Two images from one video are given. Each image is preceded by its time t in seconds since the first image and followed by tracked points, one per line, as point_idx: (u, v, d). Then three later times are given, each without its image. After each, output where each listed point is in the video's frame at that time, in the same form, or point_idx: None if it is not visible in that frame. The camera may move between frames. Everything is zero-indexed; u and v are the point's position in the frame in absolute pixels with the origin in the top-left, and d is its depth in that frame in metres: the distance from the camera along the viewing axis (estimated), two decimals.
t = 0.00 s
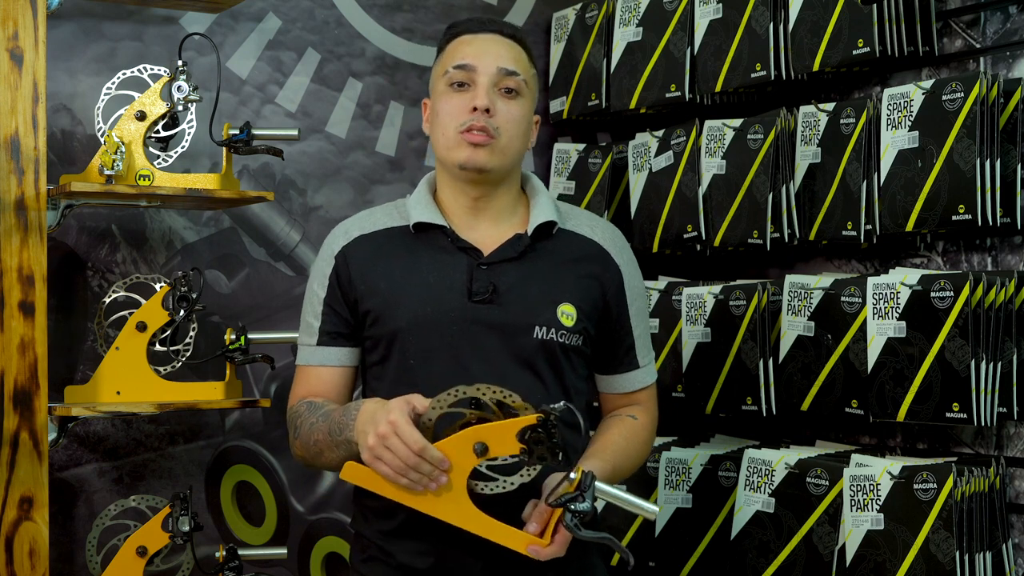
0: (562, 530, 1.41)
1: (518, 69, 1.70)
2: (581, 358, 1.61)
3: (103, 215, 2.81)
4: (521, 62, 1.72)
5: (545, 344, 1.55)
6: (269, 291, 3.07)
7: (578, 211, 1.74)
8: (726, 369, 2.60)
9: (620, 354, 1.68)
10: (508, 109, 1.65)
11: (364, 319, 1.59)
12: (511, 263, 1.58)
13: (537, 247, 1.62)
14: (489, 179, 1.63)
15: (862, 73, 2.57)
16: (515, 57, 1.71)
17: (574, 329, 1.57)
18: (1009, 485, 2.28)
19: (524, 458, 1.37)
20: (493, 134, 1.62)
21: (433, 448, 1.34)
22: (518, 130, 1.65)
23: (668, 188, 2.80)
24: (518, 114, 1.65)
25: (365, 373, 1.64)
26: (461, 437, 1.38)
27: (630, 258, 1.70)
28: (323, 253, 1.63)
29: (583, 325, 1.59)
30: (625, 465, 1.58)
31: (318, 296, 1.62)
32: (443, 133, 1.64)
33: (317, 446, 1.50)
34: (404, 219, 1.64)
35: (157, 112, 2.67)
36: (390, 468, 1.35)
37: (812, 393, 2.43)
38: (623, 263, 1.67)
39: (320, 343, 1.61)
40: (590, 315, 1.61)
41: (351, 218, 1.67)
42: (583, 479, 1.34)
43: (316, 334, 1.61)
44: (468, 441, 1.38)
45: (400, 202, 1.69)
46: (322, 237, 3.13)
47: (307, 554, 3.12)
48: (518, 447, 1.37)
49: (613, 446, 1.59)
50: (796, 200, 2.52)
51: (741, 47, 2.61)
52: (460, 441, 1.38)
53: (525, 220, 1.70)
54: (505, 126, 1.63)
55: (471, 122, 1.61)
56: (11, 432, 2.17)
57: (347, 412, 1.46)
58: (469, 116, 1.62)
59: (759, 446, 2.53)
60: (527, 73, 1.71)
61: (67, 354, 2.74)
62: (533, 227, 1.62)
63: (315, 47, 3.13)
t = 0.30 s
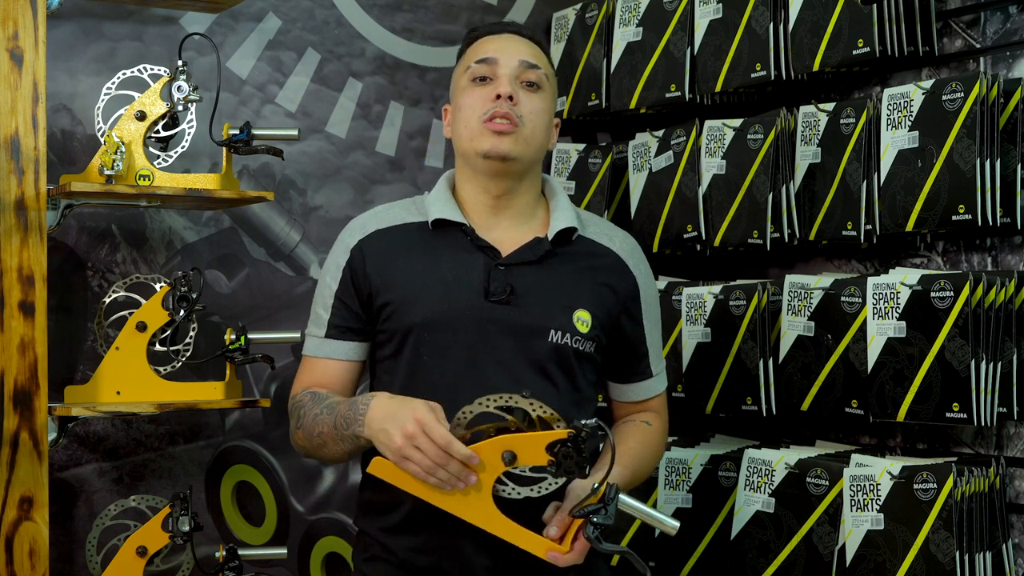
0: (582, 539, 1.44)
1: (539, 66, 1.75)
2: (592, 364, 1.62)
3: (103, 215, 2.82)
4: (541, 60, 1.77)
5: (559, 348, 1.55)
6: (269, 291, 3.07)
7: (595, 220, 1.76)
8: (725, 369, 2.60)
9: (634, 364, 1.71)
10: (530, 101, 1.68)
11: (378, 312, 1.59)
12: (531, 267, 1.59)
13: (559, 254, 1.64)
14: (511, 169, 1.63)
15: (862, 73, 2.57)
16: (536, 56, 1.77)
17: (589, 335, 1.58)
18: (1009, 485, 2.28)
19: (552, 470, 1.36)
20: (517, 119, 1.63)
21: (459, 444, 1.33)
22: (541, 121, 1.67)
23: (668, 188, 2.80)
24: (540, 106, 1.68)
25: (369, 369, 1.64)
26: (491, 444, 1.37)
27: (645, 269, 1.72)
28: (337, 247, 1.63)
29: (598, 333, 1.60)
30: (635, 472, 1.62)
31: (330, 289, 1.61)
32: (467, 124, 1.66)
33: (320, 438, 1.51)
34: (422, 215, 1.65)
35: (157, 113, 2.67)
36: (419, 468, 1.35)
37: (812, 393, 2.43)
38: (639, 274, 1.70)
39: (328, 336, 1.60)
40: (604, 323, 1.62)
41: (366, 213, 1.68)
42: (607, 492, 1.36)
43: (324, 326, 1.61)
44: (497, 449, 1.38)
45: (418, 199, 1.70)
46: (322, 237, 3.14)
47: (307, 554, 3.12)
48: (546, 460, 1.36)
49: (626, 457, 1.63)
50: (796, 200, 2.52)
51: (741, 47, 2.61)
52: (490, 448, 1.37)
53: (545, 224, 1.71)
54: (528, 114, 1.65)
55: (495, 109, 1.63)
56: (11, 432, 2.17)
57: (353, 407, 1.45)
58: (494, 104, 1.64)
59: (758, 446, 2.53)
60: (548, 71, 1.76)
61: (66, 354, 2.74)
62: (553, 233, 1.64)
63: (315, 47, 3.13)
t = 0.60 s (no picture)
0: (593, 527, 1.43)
1: (551, 67, 1.74)
2: (601, 366, 1.62)
3: (103, 215, 2.81)
4: (552, 61, 1.76)
5: (569, 348, 1.55)
6: (269, 291, 3.07)
7: (606, 223, 1.76)
8: (725, 370, 2.60)
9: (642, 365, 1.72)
10: (542, 106, 1.68)
11: (388, 310, 1.59)
12: (542, 267, 1.59)
13: (570, 255, 1.64)
14: (522, 176, 1.64)
15: (862, 73, 2.57)
16: (547, 57, 1.76)
17: (599, 337, 1.58)
18: (1009, 485, 2.28)
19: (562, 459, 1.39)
20: (529, 127, 1.63)
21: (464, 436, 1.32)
22: (553, 126, 1.67)
23: (668, 188, 2.80)
24: (552, 111, 1.68)
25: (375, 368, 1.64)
26: (500, 436, 1.39)
27: (655, 272, 1.73)
28: (348, 244, 1.63)
29: (608, 334, 1.61)
30: (646, 464, 1.62)
31: (340, 286, 1.61)
32: (479, 128, 1.66)
33: (330, 434, 1.51)
34: (434, 214, 1.65)
35: (157, 112, 2.67)
36: (427, 462, 1.34)
37: (812, 393, 2.43)
38: (650, 276, 1.70)
39: (336, 333, 1.60)
40: (614, 325, 1.62)
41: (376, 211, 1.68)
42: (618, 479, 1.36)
43: (333, 323, 1.61)
44: (506, 441, 1.39)
45: (429, 199, 1.70)
46: (323, 237, 3.14)
47: (306, 554, 3.12)
48: (556, 450, 1.39)
49: (635, 449, 1.63)
50: (796, 200, 2.52)
51: (741, 47, 2.61)
52: (498, 440, 1.39)
53: (556, 225, 1.71)
54: (541, 118, 1.65)
55: (507, 117, 1.63)
56: (11, 432, 2.17)
57: (370, 402, 1.46)
58: (506, 111, 1.64)
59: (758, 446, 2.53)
60: (559, 72, 1.75)
61: (66, 354, 2.74)
62: (565, 234, 1.64)
63: (315, 47, 3.13)
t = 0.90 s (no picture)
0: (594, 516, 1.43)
1: (551, 69, 1.73)
2: (603, 366, 1.62)
3: (103, 215, 2.81)
4: (552, 62, 1.75)
5: (571, 349, 1.55)
6: (269, 291, 3.07)
7: (607, 223, 1.76)
8: (725, 370, 2.60)
9: (643, 365, 1.72)
10: (543, 109, 1.67)
11: (390, 311, 1.59)
12: (544, 267, 1.59)
13: (571, 255, 1.64)
14: (524, 180, 1.64)
15: (862, 73, 2.58)
16: (547, 58, 1.75)
17: (601, 336, 1.58)
18: (1009, 485, 2.28)
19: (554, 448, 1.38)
20: (531, 132, 1.63)
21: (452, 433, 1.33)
22: (555, 129, 1.67)
23: (668, 188, 2.80)
24: (554, 114, 1.67)
25: (378, 369, 1.64)
26: (491, 430, 1.38)
27: (657, 271, 1.72)
28: (350, 245, 1.63)
29: (610, 334, 1.61)
30: (646, 460, 1.62)
31: (342, 287, 1.61)
32: (481, 133, 1.67)
33: (338, 438, 1.51)
34: (436, 214, 1.65)
35: (157, 113, 2.67)
36: (420, 461, 1.34)
37: (812, 393, 2.43)
38: (651, 275, 1.70)
39: (339, 336, 1.60)
40: (616, 325, 1.62)
41: (378, 212, 1.68)
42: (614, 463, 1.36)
43: (335, 325, 1.61)
44: (498, 434, 1.38)
45: (431, 200, 1.70)
46: (323, 237, 3.14)
47: (306, 554, 3.13)
48: (547, 439, 1.38)
49: (633, 444, 1.63)
50: (796, 200, 2.52)
51: (741, 47, 2.61)
52: (489, 434, 1.38)
53: (558, 224, 1.71)
54: (543, 122, 1.65)
55: (508, 123, 1.63)
56: (11, 432, 2.17)
57: (383, 411, 1.46)
58: (507, 117, 1.64)
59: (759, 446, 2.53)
60: (560, 74, 1.75)
61: (66, 354, 2.74)
62: (566, 234, 1.64)
63: (315, 47, 3.13)
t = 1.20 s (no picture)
0: (595, 497, 1.43)
1: (545, 70, 1.71)
2: (602, 362, 1.61)
3: (103, 215, 2.81)
4: (547, 62, 1.72)
5: (568, 344, 1.55)
6: (269, 291, 3.07)
7: (604, 217, 1.76)
8: (725, 369, 2.60)
9: (643, 360, 1.72)
10: (537, 114, 1.66)
11: (387, 310, 1.59)
12: (540, 264, 1.59)
13: (570, 253, 1.64)
14: (518, 187, 1.65)
15: (862, 73, 2.57)
16: (542, 59, 1.72)
17: (598, 331, 1.58)
18: (1009, 485, 2.28)
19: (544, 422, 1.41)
20: (523, 141, 1.63)
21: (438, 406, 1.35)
22: (549, 134, 1.65)
23: (668, 188, 2.80)
24: (548, 119, 1.66)
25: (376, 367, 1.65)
26: (480, 410, 1.41)
27: (654, 266, 1.72)
28: (347, 245, 1.63)
29: (608, 329, 1.60)
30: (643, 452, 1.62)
31: (339, 287, 1.61)
32: (473, 140, 1.66)
33: (332, 437, 1.51)
34: (432, 213, 1.65)
35: (157, 112, 2.67)
36: (414, 449, 1.36)
37: (812, 393, 2.43)
38: (649, 271, 1.70)
39: (335, 335, 1.61)
40: (613, 320, 1.62)
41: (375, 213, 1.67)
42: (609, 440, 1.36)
43: (332, 324, 1.61)
44: (487, 413, 1.41)
45: (428, 198, 1.70)
46: (323, 237, 3.14)
47: (307, 554, 3.13)
48: (536, 414, 1.41)
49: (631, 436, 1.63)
50: (796, 200, 2.52)
51: (741, 47, 2.61)
52: (479, 413, 1.41)
53: (555, 221, 1.71)
54: (536, 130, 1.64)
55: (500, 133, 1.63)
56: (11, 432, 2.17)
57: (375, 408, 1.47)
58: (499, 126, 1.63)
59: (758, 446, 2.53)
60: (555, 75, 1.72)
61: (66, 354, 2.74)
62: (562, 230, 1.64)
63: (315, 47, 3.13)
